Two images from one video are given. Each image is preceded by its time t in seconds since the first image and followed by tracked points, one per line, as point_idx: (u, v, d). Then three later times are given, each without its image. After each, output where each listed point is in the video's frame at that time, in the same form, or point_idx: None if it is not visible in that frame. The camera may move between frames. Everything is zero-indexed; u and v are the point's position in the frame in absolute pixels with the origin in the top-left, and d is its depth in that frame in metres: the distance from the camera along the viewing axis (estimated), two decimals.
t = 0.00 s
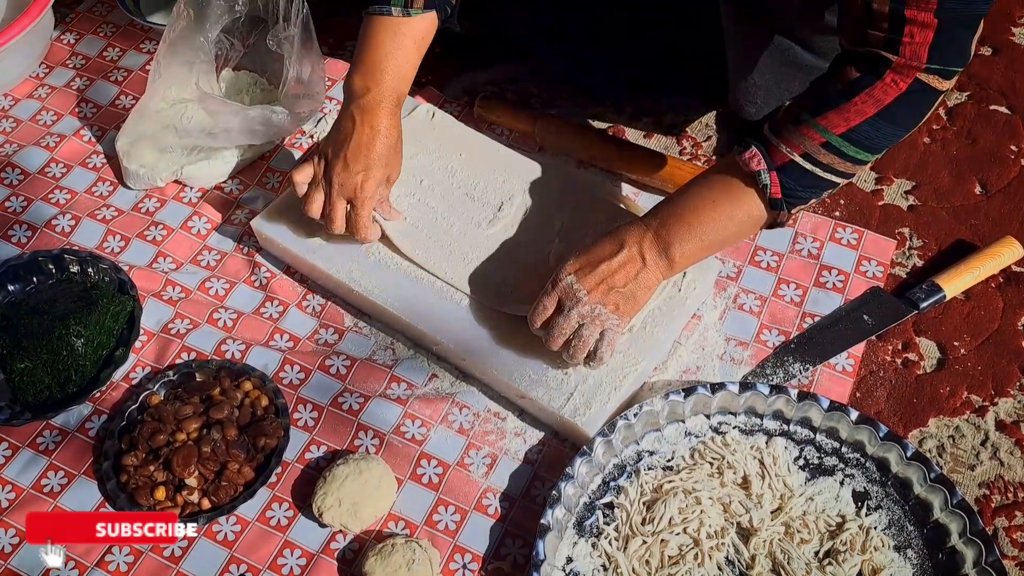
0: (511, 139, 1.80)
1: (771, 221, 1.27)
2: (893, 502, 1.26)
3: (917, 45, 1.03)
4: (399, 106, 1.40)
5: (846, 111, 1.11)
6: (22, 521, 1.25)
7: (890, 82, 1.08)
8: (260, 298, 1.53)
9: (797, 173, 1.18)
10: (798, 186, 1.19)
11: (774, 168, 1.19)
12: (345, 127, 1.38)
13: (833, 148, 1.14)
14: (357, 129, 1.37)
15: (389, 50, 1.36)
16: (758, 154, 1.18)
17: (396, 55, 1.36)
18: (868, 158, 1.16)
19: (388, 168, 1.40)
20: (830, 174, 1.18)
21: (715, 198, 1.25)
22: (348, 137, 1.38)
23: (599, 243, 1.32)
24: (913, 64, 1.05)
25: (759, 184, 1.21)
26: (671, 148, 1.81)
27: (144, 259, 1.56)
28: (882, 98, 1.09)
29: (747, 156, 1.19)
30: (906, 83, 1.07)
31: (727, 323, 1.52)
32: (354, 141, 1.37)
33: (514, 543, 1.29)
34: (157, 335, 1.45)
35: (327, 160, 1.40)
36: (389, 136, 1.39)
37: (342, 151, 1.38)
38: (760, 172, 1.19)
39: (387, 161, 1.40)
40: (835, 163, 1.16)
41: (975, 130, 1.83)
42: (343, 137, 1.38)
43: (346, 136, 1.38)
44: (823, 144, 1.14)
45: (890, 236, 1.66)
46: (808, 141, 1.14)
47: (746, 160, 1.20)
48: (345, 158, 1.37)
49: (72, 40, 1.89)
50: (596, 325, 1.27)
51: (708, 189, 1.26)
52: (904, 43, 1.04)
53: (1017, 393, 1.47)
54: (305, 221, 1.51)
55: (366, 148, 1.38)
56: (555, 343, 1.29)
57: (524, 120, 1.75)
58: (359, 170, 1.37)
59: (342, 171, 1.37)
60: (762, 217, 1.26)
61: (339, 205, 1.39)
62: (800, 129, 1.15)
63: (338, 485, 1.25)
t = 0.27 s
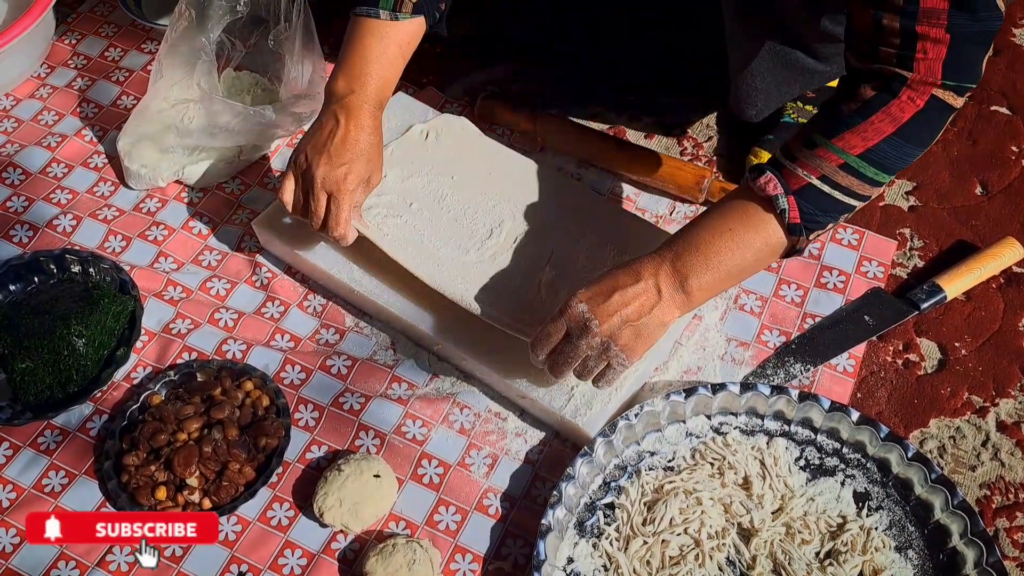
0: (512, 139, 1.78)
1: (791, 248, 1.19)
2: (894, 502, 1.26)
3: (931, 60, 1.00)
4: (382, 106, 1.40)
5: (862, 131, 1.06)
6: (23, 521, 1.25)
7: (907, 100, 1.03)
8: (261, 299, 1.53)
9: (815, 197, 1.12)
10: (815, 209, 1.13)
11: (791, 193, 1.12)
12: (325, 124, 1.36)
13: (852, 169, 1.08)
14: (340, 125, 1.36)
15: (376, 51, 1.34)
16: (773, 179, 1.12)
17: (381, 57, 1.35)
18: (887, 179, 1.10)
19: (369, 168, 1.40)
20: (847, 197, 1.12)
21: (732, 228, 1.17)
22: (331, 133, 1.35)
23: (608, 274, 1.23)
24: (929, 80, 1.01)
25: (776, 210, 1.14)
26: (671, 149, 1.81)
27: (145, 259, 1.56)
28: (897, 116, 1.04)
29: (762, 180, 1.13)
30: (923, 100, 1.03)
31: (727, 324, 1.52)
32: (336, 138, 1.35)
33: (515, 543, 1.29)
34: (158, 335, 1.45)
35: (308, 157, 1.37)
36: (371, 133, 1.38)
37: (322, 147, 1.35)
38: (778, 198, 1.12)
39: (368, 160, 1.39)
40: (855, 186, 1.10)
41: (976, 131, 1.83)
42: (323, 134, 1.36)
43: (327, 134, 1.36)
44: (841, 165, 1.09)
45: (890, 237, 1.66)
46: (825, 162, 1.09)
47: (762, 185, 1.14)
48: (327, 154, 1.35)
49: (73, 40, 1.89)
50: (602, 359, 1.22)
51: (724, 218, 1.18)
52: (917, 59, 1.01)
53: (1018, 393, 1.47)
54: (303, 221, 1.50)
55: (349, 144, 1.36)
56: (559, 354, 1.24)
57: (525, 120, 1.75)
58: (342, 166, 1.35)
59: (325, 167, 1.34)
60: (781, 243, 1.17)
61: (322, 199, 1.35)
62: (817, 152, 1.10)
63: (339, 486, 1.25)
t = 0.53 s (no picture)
0: (512, 139, 1.80)
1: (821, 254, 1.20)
2: (893, 501, 1.26)
3: (950, 63, 0.98)
4: (389, 107, 1.44)
5: (882, 138, 1.06)
6: (22, 521, 1.26)
7: (927, 104, 1.02)
8: (260, 298, 1.53)
9: (842, 205, 1.13)
10: (842, 216, 1.14)
11: (817, 202, 1.13)
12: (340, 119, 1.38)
13: (876, 175, 1.09)
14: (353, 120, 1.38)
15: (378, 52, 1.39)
16: (798, 189, 1.13)
17: (388, 62, 1.40)
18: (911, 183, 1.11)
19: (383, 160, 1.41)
20: (873, 203, 1.13)
21: (763, 239, 1.19)
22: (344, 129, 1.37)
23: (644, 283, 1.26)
24: (947, 83, 1.00)
25: (802, 218, 1.15)
26: (670, 149, 1.81)
27: (145, 259, 1.56)
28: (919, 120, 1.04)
29: (787, 190, 1.14)
30: (943, 103, 1.02)
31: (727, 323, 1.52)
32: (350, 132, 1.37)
33: (515, 542, 1.29)
34: (158, 335, 1.45)
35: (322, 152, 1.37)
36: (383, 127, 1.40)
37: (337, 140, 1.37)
38: (802, 206, 1.14)
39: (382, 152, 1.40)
40: (880, 191, 1.11)
41: (975, 130, 1.83)
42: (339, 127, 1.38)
43: (341, 129, 1.38)
44: (864, 172, 1.09)
45: (889, 236, 1.66)
46: (849, 170, 1.10)
47: (787, 195, 1.15)
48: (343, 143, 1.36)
49: (72, 41, 1.89)
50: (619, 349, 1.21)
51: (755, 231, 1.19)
52: (936, 63, 0.99)
53: (1017, 392, 1.48)
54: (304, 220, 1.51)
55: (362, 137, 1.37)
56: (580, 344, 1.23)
57: (525, 120, 1.75)
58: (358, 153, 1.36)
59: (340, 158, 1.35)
60: (813, 251, 1.19)
61: (339, 188, 1.34)
62: (839, 161, 1.10)
63: (339, 485, 1.25)
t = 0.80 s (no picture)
0: (512, 140, 1.80)
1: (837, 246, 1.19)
2: (893, 502, 1.26)
3: (964, 54, 0.99)
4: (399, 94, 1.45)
5: (898, 129, 1.07)
6: (24, 522, 1.26)
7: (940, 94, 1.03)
8: (261, 299, 1.54)
9: (858, 196, 1.12)
10: (860, 208, 1.13)
11: (832, 193, 1.13)
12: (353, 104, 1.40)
13: (893, 166, 1.09)
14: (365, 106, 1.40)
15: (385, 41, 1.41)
16: (813, 180, 1.14)
17: (397, 51, 1.41)
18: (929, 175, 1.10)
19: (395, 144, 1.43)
20: (890, 195, 1.12)
21: (778, 231, 1.18)
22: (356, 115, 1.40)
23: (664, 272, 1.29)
24: (962, 73, 1.01)
25: (818, 210, 1.14)
26: (670, 149, 1.83)
27: (145, 260, 1.56)
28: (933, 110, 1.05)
29: (802, 182, 1.15)
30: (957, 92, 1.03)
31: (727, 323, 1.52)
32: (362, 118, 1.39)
33: (515, 543, 1.29)
34: (159, 336, 1.46)
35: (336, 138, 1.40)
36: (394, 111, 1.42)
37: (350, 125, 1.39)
38: (818, 197, 1.13)
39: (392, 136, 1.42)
40: (896, 182, 1.10)
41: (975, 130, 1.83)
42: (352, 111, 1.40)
43: (352, 114, 1.40)
44: (879, 162, 1.09)
45: (890, 236, 1.66)
46: (863, 161, 1.10)
47: (803, 187, 1.15)
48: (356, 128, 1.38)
49: (73, 42, 1.89)
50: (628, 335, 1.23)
51: (771, 221, 1.20)
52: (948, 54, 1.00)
53: (1017, 393, 1.48)
54: (306, 221, 1.51)
55: (373, 121, 1.39)
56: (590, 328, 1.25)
57: (525, 121, 1.75)
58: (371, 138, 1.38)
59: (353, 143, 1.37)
60: (828, 242, 1.18)
61: (351, 171, 1.36)
62: (852, 152, 1.11)
63: (340, 486, 1.25)
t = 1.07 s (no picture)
0: (512, 139, 1.80)
1: (750, 191, 1.29)
2: (892, 500, 1.26)
3: (930, 46, 1.15)
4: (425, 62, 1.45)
5: (858, 96, 1.20)
6: (24, 521, 1.26)
7: (905, 79, 1.18)
8: (261, 299, 1.54)
9: (789, 148, 1.23)
10: (788, 160, 1.23)
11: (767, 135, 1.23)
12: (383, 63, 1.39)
13: (834, 129, 1.21)
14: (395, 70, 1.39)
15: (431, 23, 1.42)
16: (755, 118, 1.23)
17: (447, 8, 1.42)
18: (863, 151, 1.23)
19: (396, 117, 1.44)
20: (822, 159, 1.23)
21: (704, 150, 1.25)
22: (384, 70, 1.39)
23: (568, 167, 1.31)
24: (928, 64, 1.17)
25: (750, 148, 1.23)
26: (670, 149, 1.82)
27: (145, 259, 1.56)
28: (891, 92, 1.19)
29: (747, 116, 1.24)
30: (920, 82, 1.18)
31: (726, 322, 1.52)
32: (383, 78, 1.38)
33: (515, 541, 1.29)
34: (159, 335, 1.46)
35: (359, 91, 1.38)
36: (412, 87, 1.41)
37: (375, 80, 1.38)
38: (756, 136, 1.22)
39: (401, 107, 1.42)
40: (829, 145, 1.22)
41: (974, 129, 1.83)
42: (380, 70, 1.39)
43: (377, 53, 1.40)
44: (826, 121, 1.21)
45: (889, 235, 1.66)
46: (811, 115, 1.22)
47: (744, 121, 1.24)
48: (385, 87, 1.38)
49: (73, 42, 1.89)
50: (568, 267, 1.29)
51: (706, 140, 1.26)
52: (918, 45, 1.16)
53: (1017, 391, 1.48)
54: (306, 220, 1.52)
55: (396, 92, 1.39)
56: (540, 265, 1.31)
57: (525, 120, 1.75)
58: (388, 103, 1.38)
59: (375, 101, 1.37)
60: (742, 185, 1.27)
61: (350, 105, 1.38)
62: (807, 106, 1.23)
63: (340, 484, 1.25)
